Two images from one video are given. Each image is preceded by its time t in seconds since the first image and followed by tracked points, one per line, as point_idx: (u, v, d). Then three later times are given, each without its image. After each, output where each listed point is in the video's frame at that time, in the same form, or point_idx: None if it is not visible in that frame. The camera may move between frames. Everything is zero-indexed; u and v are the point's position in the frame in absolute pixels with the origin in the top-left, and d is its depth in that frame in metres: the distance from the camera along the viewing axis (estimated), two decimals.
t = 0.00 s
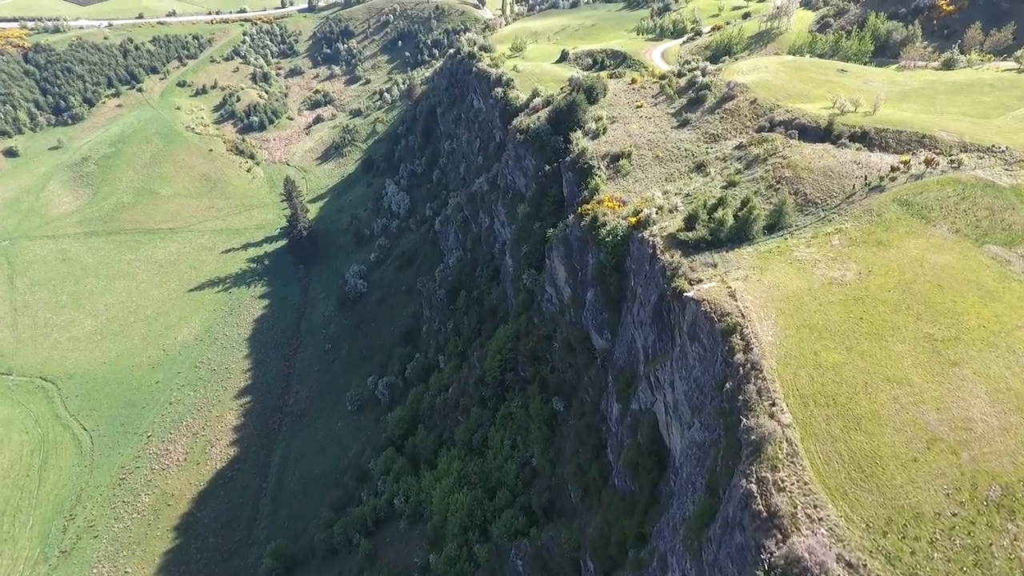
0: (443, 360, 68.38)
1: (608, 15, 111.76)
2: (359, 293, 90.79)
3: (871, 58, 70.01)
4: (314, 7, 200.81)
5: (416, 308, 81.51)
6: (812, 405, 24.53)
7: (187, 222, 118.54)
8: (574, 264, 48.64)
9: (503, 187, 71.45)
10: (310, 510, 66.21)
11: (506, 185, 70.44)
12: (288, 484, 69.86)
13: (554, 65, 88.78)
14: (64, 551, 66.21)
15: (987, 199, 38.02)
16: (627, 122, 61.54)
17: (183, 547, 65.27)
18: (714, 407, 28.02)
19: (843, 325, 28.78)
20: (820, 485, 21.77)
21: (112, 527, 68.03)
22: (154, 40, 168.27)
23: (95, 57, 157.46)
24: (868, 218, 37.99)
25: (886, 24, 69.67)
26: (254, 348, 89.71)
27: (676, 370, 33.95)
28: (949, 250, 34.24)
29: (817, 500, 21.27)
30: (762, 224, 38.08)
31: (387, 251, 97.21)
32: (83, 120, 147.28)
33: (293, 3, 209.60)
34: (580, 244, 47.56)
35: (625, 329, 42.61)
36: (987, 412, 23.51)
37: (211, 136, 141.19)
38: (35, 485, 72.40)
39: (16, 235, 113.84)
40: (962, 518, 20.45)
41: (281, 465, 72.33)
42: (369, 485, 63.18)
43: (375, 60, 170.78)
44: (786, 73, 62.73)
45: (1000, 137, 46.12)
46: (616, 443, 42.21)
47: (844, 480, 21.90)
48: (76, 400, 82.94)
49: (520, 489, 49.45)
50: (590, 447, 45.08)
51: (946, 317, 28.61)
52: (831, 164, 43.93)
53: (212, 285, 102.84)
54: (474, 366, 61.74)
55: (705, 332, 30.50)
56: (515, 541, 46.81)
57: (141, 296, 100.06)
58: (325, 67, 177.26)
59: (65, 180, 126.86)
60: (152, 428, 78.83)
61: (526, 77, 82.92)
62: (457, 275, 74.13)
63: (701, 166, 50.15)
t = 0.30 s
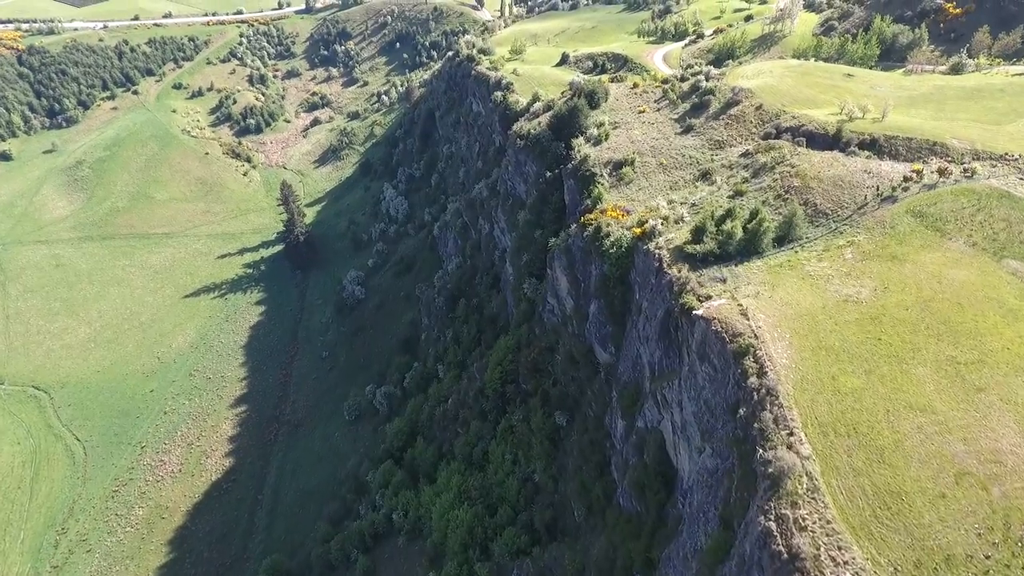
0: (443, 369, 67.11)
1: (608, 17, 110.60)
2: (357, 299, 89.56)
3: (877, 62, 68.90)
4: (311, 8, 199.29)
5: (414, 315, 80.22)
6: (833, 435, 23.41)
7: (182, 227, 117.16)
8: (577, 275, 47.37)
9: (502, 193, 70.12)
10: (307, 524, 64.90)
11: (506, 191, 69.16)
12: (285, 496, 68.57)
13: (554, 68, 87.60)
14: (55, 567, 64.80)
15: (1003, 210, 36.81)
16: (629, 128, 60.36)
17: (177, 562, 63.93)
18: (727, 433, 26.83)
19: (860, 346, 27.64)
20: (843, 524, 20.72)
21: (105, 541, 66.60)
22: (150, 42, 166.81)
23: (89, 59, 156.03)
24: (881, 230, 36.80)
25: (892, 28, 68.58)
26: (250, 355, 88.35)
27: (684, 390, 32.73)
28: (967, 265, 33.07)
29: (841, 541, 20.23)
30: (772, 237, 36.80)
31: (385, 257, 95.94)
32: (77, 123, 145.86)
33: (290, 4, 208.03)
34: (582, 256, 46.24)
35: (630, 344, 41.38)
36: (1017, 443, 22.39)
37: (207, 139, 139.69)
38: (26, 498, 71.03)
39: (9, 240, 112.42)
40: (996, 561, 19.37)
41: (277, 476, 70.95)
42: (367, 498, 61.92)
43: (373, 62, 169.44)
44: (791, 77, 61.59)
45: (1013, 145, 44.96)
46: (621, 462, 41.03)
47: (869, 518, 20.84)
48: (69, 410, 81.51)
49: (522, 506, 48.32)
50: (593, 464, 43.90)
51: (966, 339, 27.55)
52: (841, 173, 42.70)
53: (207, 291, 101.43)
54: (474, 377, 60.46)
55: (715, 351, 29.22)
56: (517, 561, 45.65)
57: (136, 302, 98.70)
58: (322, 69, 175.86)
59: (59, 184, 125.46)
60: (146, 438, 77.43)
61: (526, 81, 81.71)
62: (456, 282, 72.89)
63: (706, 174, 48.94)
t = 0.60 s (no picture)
0: (449, 379, 65.97)
1: (617, 19, 109.32)
2: (363, 305, 88.61)
3: (894, 68, 67.25)
4: (318, 9, 198.69)
5: (420, 322, 79.11)
6: (864, 474, 22.68)
7: (188, 229, 116.58)
8: (588, 288, 46.02)
9: (510, 200, 68.89)
10: (310, 535, 63.91)
11: (514, 197, 67.93)
12: (288, 506, 67.61)
13: (562, 71, 86.36)
14: None
15: None
16: (641, 135, 59.01)
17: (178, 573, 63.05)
18: (749, 465, 25.79)
19: (890, 373, 26.44)
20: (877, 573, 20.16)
21: (106, 550, 65.85)
22: (157, 42, 166.55)
23: (96, 60, 155.93)
24: (906, 246, 35.32)
25: (909, 32, 67.05)
26: (255, 361, 87.48)
27: (700, 413, 31.47)
28: (999, 284, 31.65)
29: None
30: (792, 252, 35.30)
31: (391, 261, 94.95)
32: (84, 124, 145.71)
33: (297, 5, 207.56)
34: (593, 268, 44.89)
35: (642, 360, 40.10)
36: None
37: (214, 141, 139.18)
38: (28, 506, 70.41)
39: (15, 242, 112.18)
40: None
41: (281, 485, 70.02)
42: (372, 510, 60.86)
43: (379, 63, 168.73)
44: (807, 83, 60.08)
45: None
46: (632, 483, 39.95)
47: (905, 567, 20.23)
48: (72, 415, 80.90)
49: (530, 524, 47.28)
50: (604, 484, 42.72)
51: (1002, 366, 26.32)
52: (862, 185, 41.17)
53: (212, 295, 100.73)
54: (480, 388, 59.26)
55: (734, 375, 27.79)
56: None
57: (140, 306, 98.13)
58: (329, 70, 175.23)
59: (65, 186, 125.26)
60: (149, 445, 76.70)
61: (534, 85, 80.53)
62: (463, 289, 71.68)
63: (720, 184, 47.52)
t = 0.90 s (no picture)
0: (450, 389, 64.75)
1: (622, 22, 108.12)
2: (363, 312, 87.42)
3: (906, 73, 65.89)
4: (320, 10, 197.63)
5: (421, 329, 77.89)
6: (890, 514, 21.69)
7: (187, 233, 115.56)
8: (593, 300, 44.69)
9: (513, 206, 67.65)
10: (308, 548, 62.79)
11: (517, 204, 66.70)
12: (286, 518, 66.46)
13: (566, 75, 85.17)
14: None
15: None
16: (647, 141, 57.75)
17: None
18: (764, 497, 24.64)
19: (913, 401, 25.26)
20: None
21: (101, 563, 64.81)
22: (158, 44, 165.69)
23: (96, 62, 155.18)
24: (925, 261, 33.99)
25: (921, 36, 65.72)
26: (253, 368, 86.36)
27: (710, 436, 30.23)
28: None
29: None
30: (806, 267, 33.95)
31: (392, 267, 93.83)
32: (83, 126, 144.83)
33: (299, 6, 206.53)
34: (599, 280, 43.57)
35: (648, 377, 38.87)
36: None
37: (214, 143, 138.20)
38: (21, 517, 69.42)
39: (12, 246, 111.26)
40: None
41: (278, 496, 68.88)
42: (371, 524, 59.68)
43: (381, 65, 167.71)
44: (817, 89, 58.80)
45: None
46: (639, 503, 38.78)
47: None
48: (67, 423, 79.87)
49: (533, 543, 46.13)
50: (609, 503, 41.46)
51: None
52: (876, 197, 39.85)
53: (211, 300, 99.67)
54: (482, 399, 58.03)
55: (748, 400, 26.56)
56: None
57: (138, 311, 97.11)
58: (330, 72, 174.21)
59: (63, 189, 124.36)
60: (145, 454, 75.65)
61: (538, 89, 79.34)
62: (465, 297, 70.41)
63: (729, 193, 46.24)
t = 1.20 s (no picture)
0: (450, 400, 63.52)
1: (623, 24, 106.95)
2: (361, 319, 86.21)
3: (915, 77, 64.68)
4: (318, 12, 196.42)
5: (420, 337, 76.63)
6: (918, 556, 20.95)
7: (183, 238, 114.32)
8: (596, 313, 43.35)
9: (513, 213, 66.46)
10: (305, 563, 61.62)
11: (518, 211, 65.51)
12: (283, 531, 65.25)
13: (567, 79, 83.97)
14: None
15: None
16: (651, 148, 56.54)
17: None
18: (780, 532, 23.57)
19: (937, 432, 24.42)
20: None
21: None
22: (155, 46, 164.47)
23: (92, 64, 154.01)
24: (942, 276, 32.73)
25: (929, 40, 64.53)
26: (250, 376, 85.08)
27: (720, 461, 29.04)
28: None
29: None
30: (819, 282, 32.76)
31: (390, 273, 92.58)
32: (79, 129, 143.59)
33: (297, 8, 205.30)
34: (602, 293, 42.30)
35: (654, 393, 37.66)
36: None
37: (211, 146, 136.94)
38: (13, 530, 68.22)
39: (6, 251, 109.99)
40: None
41: (275, 508, 67.64)
42: (369, 538, 58.50)
43: (380, 67, 166.55)
44: (824, 94, 57.59)
45: None
46: (644, 524, 37.66)
47: None
48: (61, 433, 78.65)
49: (535, 562, 44.94)
50: (614, 524, 40.27)
51: None
52: (889, 208, 38.64)
53: (208, 306, 98.44)
54: (482, 412, 56.83)
55: (761, 426, 25.38)
56: None
57: (134, 318, 95.88)
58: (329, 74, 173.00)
59: (59, 193, 123.08)
60: (139, 465, 74.44)
61: (538, 93, 78.14)
62: (465, 306, 69.17)
63: (736, 203, 45.04)
